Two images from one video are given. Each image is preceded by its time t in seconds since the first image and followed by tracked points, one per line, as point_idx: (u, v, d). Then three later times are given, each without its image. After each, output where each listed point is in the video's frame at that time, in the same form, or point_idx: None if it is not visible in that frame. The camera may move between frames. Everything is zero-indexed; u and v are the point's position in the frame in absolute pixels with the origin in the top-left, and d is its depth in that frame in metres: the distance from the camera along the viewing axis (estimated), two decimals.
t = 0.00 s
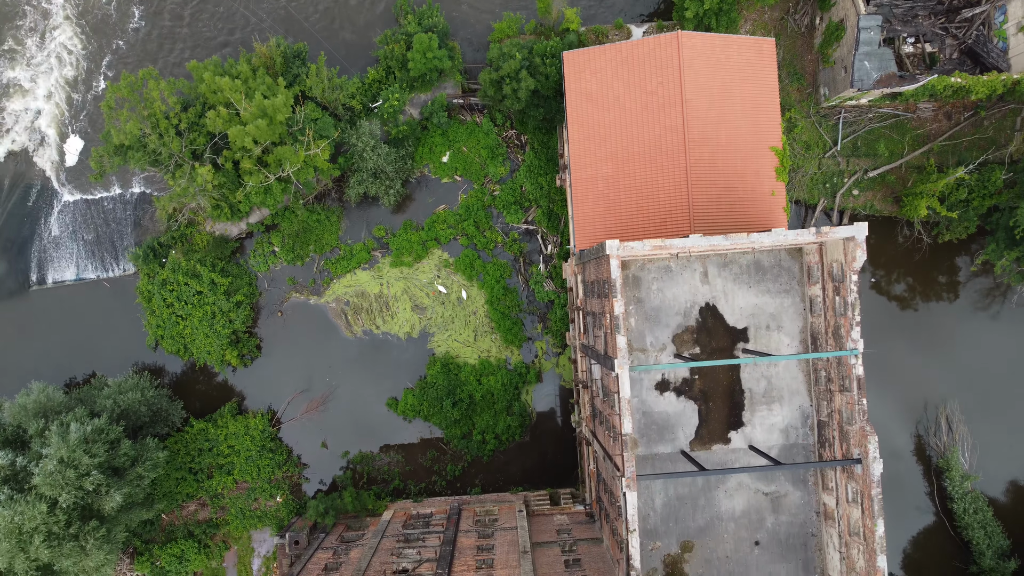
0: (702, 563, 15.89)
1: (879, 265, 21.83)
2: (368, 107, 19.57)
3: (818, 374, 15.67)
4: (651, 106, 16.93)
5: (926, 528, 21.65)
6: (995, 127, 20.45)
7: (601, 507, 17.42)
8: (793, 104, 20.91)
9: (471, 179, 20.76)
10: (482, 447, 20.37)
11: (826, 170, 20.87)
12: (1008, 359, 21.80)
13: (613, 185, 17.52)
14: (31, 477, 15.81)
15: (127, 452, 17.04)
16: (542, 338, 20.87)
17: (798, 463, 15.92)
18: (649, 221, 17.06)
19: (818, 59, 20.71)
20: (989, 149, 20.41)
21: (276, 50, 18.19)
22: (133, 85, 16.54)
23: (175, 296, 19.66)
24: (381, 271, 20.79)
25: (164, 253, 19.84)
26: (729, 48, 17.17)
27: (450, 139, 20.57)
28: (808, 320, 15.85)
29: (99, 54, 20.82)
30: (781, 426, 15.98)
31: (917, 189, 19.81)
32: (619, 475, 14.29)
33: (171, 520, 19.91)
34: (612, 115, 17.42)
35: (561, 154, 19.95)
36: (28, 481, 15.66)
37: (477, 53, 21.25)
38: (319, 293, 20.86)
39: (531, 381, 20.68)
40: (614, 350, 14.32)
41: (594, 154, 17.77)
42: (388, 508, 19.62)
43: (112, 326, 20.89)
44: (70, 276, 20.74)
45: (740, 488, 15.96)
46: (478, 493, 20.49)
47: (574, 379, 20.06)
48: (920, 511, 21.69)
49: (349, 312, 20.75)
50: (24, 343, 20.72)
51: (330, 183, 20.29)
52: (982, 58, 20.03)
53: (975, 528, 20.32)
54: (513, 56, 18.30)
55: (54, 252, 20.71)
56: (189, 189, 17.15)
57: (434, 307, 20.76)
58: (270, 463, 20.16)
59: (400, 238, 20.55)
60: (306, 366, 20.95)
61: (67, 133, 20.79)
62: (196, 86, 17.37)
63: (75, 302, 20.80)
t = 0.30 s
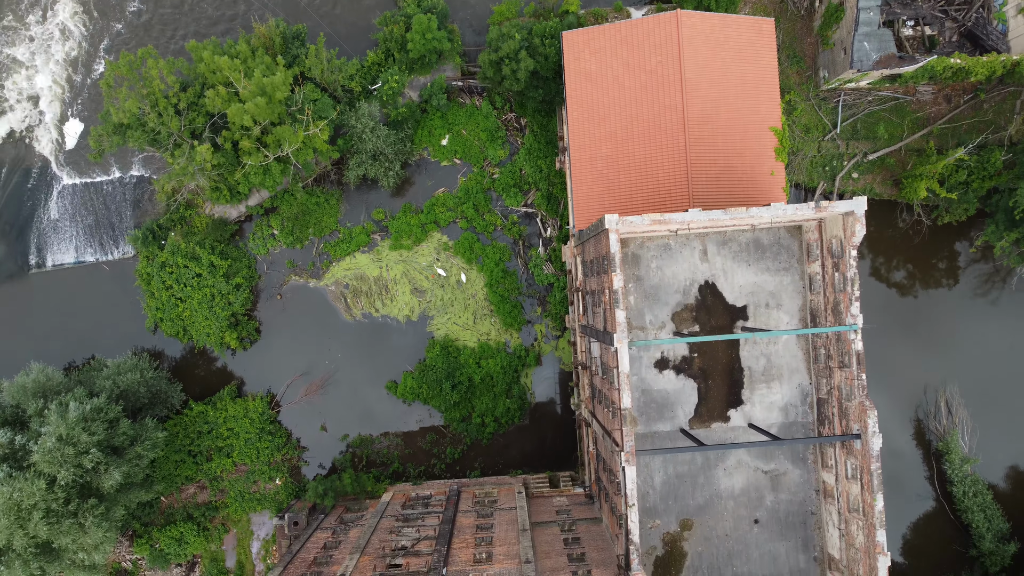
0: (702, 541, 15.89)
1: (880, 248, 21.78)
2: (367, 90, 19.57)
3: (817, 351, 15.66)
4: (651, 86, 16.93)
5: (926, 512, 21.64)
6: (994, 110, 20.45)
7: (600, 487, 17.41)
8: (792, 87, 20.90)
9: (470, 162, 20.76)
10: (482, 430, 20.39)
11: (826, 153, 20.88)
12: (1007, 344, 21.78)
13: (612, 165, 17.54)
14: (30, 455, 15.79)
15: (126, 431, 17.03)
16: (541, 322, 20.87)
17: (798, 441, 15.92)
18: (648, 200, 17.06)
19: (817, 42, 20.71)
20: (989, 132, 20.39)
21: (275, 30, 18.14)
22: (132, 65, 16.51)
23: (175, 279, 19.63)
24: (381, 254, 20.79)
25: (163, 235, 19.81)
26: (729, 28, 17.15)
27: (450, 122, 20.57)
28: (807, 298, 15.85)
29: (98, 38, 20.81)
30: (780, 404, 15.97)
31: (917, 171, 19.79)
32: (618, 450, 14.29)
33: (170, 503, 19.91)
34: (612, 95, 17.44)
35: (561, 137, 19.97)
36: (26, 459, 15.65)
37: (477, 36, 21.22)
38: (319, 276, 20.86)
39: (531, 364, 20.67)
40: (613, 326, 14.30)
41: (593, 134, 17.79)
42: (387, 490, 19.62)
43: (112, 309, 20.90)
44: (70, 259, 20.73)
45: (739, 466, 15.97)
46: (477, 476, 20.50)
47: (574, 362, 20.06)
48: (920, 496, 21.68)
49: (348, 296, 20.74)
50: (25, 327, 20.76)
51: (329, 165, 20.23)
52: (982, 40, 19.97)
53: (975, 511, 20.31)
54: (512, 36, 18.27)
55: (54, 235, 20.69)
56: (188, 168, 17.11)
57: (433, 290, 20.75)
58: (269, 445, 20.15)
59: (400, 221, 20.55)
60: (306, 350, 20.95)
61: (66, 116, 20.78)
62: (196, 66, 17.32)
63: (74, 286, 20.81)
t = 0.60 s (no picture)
0: (701, 519, 15.88)
1: (880, 231, 21.75)
2: (367, 72, 19.54)
3: (817, 329, 15.64)
4: (650, 65, 16.90)
5: (925, 496, 21.63)
6: (994, 93, 20.44)
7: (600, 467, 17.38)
8: (792, 70, 20.88)
9: (470, 145, 20.76)
10: (481, 413, 20.41)
11: (825, 136, 20.89)
12: (1008, 329, 21.78)
13: (612, 145, 17.55)
14: (29, 433, 15.79)
15: (125, 411, 17.02)
16: (541, 305, 20.85)
17: (798, 419, 15.90)
18: (648, 179, 17.04)
19: (817, 25, 20.67)
20: (988, 115, 20.35)
21: (274, 10, 18.08)
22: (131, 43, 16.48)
23: (174, 261, 19.60)
24: (380, 237, 20.78)
25: (162, 217, 19.79)
26: (728, 7, 17.11)
27: (449, 105, 20.57)
28: (807, 275, 15.84)
29: (97, 20, 20.81)
30: (780, 382, 15.95)
31: (916, 153, 19.75)
32: (617, 425, 14.30)
33: (170, 486, 19.92)
34: (612, 75, 17.43)
35: (561, 120, 19.96)
36: (25, 437, 15.64)
37: (476, 19, 21.16)
38: (319, 259, 20.85)
39: (530, 347, 20.65)
40: (612, 301, 14.28)
41: (593, 114, 17.79)
42: (387, 472, 19.63)
43: (111, 292, 20.88)
44: (69, 242, 20.72)
45: (739, 444, 15.96)
46: (477, 459, 20.51)
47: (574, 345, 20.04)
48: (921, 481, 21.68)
49: (348, 279, 20.73)
50: (25, 310, 20.76)
51: (328, 147, 20.17)
52: (982, 23, 19.84)
53: (975, 495, 20.29)
54: (511, 16, 18.21)
55: (53, 218, 20.67)
56: (186, 148, 17.06)
57: (433, 273, 20.74)
58: (269, 428, 20.14)
59: (400, 204, 20.54)
60: (305, 333, 20.95)
61: (65, 99, 20.77)
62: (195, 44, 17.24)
63: (74, 269, 20.80)
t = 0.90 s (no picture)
0: (701, 497, 15.87)
1: (880, 216, 21.73)
2: (367, 54, 19.51)
3: (817, 307, 15.62)
4: (650, 44, 16.87)
5: (925, 481, 21.61)
6: (994, 76, 20.42)
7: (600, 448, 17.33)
8: (792, 53, 20.86)
9: (469, 128, 20.76)
10: (481, 395, 20.42)
11: (825, 119, 20.88)
12: (1007, 314, 21.78)
13: (612, 125, 17.56)
14: (28, 411, 15.76)
15: (124, 390, 17.00)
16: (540, 288, 20.85)
17: (798, 397, 15.90)
18: (648, 159, 17.04)
19: (817, 8, 20.66)
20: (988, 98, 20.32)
21: None
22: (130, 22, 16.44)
23: (174, 244, 19.58)
24: (380, 220, 20.77)
25: (162, 200, 19.78)
26: None
27: (449, 88, 20.57)
28: (807, 253, 15.83)
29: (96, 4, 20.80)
30: (780, 360, 15.94)
31: (916, 135, 19.71)
32: (617, 401, 14.29)
33: (170, 469, 19.90)
34: (612, 55, 17.42)
35: (561, 102, 19.95)
36: (25, 415, 15.61)
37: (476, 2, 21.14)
38: (318, 242, 20.85)
39: (530, 330, 20.64)
40: (611, 277, 14.26)
41: (593, 94, 17.80)
42: (387, 454, 19.63)
43: (111, 275, 20.87)
44: (69, 225, 20.70)
45: (739, 422, 15.95)
46: (477, 442, 20.53)
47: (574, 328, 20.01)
48: (921, 466, 21.66)
49: (348, 262, 20.73)
50: (24, 293, 20.75)
51: (327, 130, 20.14)
52: (982, 5, 19.75)
53: (975, 478, 20.25)
54: None
55: (53, 202, 20.65)
56: (185, 127, 17.02)
57: (432, 256, 20.73)
58: (269, 410, 20.14)
59: (399, 186, 20.54)
60: (305, 316, 20.95)
61: (65, 82, 20.75)
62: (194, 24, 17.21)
63: (74, 253, 20.79)
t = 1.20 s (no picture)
0: (701, 475, 15.85)
1: (880, 199, 21.71)
2: (367, 36, 19.46)
3: (816, 285, 15.60)
4: (650, 23, 16.86)
5: (926, 465, 21.58)
6: (994, 59, 20.39)
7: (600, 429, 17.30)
8: (792, 36, 20.80)
9: (469, 111, 20.76)
10: (480, 378, 20.46)
11: (825, 102, 20.86)
12: (1007, 297, 21.77)
13: (612, 105, 17.56)
14: (28, 389, 15.77)
15: (124, 369, 16.99)
16: (540, 271, 20.83)
17: (798, 375, 15.89)
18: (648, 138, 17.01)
19: None
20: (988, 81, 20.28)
21: None
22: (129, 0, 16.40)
23: (174, 226, 19.55)
24: (380, 203, 20.76)
25: (161, 182, 19.77)
26: None
27: (449, 71, 20.57)
28: (807, 231, 15.82)
29: None
30: (780, 338, 15.93)
31: (916, 117, 19.68)
32: (617, 375, 14.27)
33: (169, 452, 19.87)
34: (613, 34, 17.44)
35: (561, 85, 19.94)
36: (24, 392, 15.62)
37: None
38: (318, 225, 20.84)
39: (530, 313, 20.63)
40: (611, 252, 14.24)
41: (593, 74, 17.81)
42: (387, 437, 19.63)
43: (111, 258, 20.87)
44: (69, 208, 20.71)
45: (739, 400, 15.94)
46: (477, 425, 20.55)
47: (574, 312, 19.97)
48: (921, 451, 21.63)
49: (347, 245, 20.72)
50: (24, 276, 20.75)
51: (326, 112, 20.11)
52: None
53: (975, 461, 20.22)
54: None
55: (52, 185, 20.65)
56: (185, 106, 17.01)
57: (432, 239, 20.73)
58: (269, 393, 20.15)
59: (399, 169, 20.53)
60: (305, 299, 20.95)
61: (65, 65, 20.74)
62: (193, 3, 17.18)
63: (74, 236, 20.79)
